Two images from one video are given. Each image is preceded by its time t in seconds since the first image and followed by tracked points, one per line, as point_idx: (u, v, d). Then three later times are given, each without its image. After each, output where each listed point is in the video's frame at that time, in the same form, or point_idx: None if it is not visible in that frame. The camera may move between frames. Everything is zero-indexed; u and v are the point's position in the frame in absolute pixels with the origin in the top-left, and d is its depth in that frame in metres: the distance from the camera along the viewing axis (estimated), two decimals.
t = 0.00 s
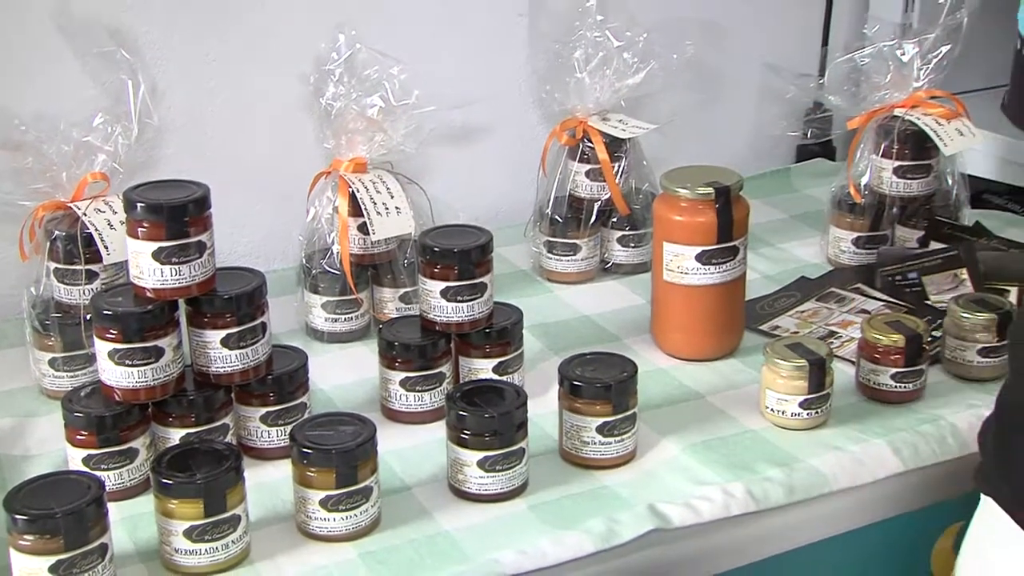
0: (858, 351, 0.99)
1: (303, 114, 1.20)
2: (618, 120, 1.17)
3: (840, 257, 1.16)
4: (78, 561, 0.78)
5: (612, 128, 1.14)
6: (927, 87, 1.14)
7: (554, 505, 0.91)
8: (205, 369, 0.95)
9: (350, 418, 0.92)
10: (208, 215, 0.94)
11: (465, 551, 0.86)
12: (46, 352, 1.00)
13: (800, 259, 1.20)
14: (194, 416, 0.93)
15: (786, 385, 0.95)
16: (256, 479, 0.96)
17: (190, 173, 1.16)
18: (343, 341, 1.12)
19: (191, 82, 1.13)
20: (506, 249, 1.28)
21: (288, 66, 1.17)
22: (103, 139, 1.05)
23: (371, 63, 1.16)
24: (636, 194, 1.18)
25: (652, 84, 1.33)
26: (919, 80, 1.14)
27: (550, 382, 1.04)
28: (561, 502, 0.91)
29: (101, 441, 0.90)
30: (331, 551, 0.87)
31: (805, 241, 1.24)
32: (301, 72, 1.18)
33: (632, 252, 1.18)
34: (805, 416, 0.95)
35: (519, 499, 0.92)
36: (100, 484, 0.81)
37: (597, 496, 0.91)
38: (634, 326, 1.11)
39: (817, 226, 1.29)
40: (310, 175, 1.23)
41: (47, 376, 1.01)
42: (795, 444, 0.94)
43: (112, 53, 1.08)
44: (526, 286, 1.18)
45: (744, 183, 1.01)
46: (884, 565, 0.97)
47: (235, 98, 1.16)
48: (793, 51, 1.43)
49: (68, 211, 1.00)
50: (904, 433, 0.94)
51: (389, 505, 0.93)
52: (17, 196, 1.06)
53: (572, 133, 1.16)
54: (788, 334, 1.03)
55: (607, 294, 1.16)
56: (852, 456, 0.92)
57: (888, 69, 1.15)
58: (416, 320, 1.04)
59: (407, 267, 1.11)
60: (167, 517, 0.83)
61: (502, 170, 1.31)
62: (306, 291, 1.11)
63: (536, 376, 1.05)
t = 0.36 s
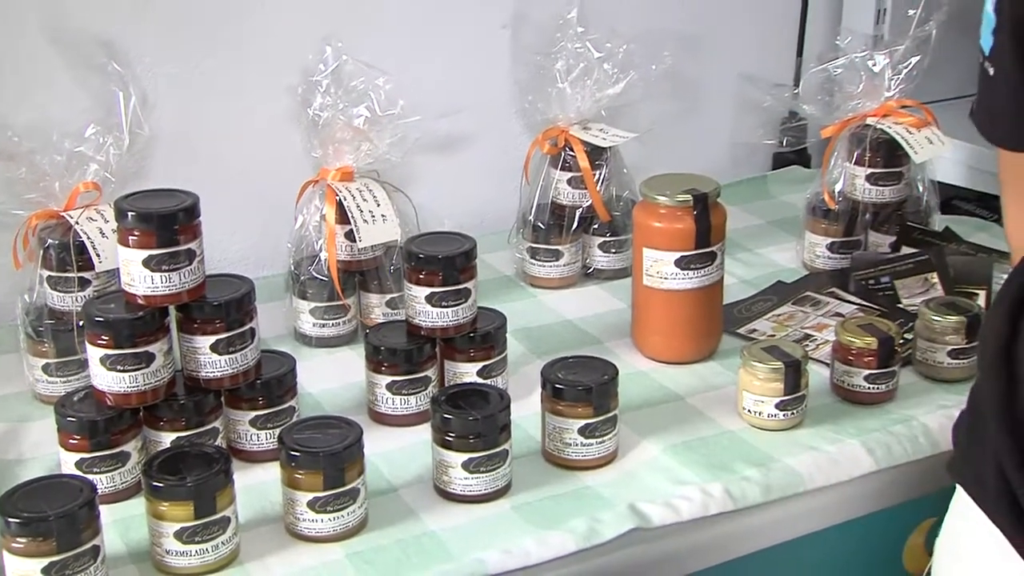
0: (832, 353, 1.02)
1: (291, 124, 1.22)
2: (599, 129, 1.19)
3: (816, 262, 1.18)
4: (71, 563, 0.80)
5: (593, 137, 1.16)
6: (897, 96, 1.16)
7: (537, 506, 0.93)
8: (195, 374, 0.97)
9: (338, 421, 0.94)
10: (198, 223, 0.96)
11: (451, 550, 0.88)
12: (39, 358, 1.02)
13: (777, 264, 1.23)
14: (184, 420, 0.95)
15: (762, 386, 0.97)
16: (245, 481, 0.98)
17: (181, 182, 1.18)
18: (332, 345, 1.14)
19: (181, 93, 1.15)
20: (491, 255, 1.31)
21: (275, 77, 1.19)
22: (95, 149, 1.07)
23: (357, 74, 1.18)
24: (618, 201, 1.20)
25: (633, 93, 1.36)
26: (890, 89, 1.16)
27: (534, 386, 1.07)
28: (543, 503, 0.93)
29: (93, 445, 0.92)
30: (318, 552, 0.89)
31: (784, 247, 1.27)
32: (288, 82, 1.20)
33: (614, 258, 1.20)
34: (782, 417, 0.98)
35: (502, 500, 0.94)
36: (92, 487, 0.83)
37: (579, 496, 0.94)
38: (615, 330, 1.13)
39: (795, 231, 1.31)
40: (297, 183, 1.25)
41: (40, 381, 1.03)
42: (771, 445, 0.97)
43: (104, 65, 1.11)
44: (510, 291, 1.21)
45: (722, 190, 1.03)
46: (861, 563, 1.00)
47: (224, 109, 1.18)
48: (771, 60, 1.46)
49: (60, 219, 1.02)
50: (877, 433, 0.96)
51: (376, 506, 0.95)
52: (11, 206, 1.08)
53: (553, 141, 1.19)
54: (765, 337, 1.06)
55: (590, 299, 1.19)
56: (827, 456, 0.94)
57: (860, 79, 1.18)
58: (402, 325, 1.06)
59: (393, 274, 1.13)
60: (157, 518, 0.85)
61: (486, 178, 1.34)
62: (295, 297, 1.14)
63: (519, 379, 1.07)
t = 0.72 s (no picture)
0: (809, 358, 1.04)
1: (280, 135, 1.24)
2: (581, 140, 1.22)
3: (793, 269, 1.21)
4: (65, 566, 0.82)
5: (576, 148, 1.19)
6: (870, 108, 1.20)
7: (521, 507, 0.95)
8: (188, 381, 0.99)
9: (326, 426, 0.96)
10: (189, 233, 0.99)
11: (437, 551, 0.90)
12: (35, 365, 1.04)
13: (757, 271, 1.25)
14: (177, 426, 0.97)
15: (741, 390, 1.00)
16: (236, 485, 1.01)
17: (174, 192, 1.21)
18: (321, 352, 1.16)
19: (174, 106, 1.18)
20: (477, 263, 1.33)
21: (265, 90, 1.22)
22: (89, 161, 1.10)
23: (345, 86, 1.21)
24: (600, 210, 1.24)
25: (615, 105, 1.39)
26: (864, 101, 1.19)
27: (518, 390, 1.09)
28: (527, 504, 0.96)
29: (87, 451, 0.94)
30: (308, 553, 0.91)
31: (764, 254, 1.30)
32: (278, 95, 1.22)
33: (597, 265, 1.23)
34: (760, 419, 1.00)
35: (488, 502, 0.97)
36: (86, 492, 0.85)
37: (563, 498, 0.96)
38: (598, 335, 1.16)
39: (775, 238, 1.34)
40: (287, 193, 1.27)
41: (36, 389, 1.05)
42: (750, 447, 0.99)
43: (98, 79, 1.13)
44: (495, 298, 1.23)
45: (701, 199, 1.06)
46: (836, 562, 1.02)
47: (215, 120, 1.20)
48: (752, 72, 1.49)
49: (55, 230, 1.04)
50: (852, 435, 0.99)
51: (365, 509, 0.97)
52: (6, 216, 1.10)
53: (538, 152, 1.21)
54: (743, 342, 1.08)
55: (573, 306, 1.21)
56: (804, 458, 0.97)
57: (834, 91, 1.21)
58: (390, 332, 1.08)
59: (381, 281, 1.15)
60: (150, 522, 0.87)
61: (472, 188, 1.36)
62: (285, 305, 1.16)
63: (504, 384, 1.09)
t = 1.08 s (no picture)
0: (790, 362, 1.07)
1: (273, 146, 1.27)
2: (568, 150, 1.25)
3: (774, 275, 1.23)
4: (63, 568, 0.84)
5: (562, 158, 1.23)
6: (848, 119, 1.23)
7: (509, 509, 0.98)
8: (184, 387, 1.01)
9: (319, 430, 0.99)
10: (185, 243, 1.01)
11: (427, 553, 0.92)
12: (35, 371, 1.06)
13: (740, 277, 1.28)
14: (173, 430, 1.00)
15: (723, 394, 1.02)
16: (232, 488, 1.03)
17: (170, 202, 1.23)
18: (315, 358, 1.19)
19: (171, 118, 1.20)
20: (466, 270, 1.36)
21: (259, 103, 1.24)
22: (88, 172, 1.13)
23: (337, 98, 1.24)
24: (586, 219, 1.27)
25: (602, 115, 1.42)
26: (841, 112, 1.22)
27: (507, 395, 1.12)
28: (515, 506, 0.98)
29: (85, 455, 0.96)
30: (301, 555, 0.94)
31: (748, 260, 1.32)
32: (272, 107, 1.25)
33: (583, 273, 1.26)
34: (742, 422, 1.03)
35: (477, 504, 0.99)
36: (84, 496, 0.87)
37: (550, 499, 0.98)
38: (585, 341, 1.18)
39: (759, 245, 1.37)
40: (280, 203, 1.30)
41: (36, 394, 1.07)
42: (733, 449, 1.02)
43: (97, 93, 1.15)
44: (483, 305, 1.26)
45: (685, 208, 1.08)
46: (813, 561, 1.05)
47: (211, 131, 1.23)
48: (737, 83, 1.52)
49: (55, 239, 1.06)
50: (832, 438, 1.01)
51: (357, 512, 0.99)
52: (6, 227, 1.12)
53: (526, 162, 1.25)
54: (726, 347, 1.11)
55: (560, 312, 1.24)
56: (785, 459, 0.99)
57: (813, 102, 1.24)
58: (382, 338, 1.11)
59: (372, 289, 1.18)
60: (147, 525, 0.89)
61: (461, 197, 1.39)
62: (279, 312, 1.18)
63: (494, 388, 1.12)
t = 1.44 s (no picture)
0: (771, 365, 1.10)
1: (266, 155, 1.29)
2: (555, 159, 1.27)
3: (756, 280, 1.26)
4: (61, 569, 0.86)
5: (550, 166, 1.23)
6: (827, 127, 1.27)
7: (498, 509, 1.00)
8: (179, 391, 1.04)
9: (311, 433, 1.01)
10: (180, 250, 1.03)
11: (417, 553, 0.94)
12: (33, 376, 1.09)
13: (723, 281, 1.31)
14: (169, 434, 1.02)
15: (706, 396, 1.05)
16: (226, 489, 1.05)
17: (165, 210, 1.26)
18: (308, 362, 1.21)
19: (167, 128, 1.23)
20: (456, 275, 1.38)
21: (252, 114, 1.27)
22: (86, 182, 1.15)
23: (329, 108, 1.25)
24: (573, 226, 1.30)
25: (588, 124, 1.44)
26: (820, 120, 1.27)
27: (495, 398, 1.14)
28: (503, 506, 1.00)
29: (83, 458, 0.99)
30: (295, 555, 0.95)
31: (732, 265, 1.35)
32: (264, 118, 1.27)
33: (569, 278, 1.29)
34: (725, 423, 1.05)
35: (467, 505, 1.01)
36: (82, 498, 0.89)
37: (537, 499, 1.01)
38: (572, 344, 1.21)
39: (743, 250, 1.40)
40: (273, 210, 1.33)
41: (35, 399, 1.10)
42: (716, 450, 1.04)
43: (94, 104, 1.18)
44: (472, 309, 1.28)
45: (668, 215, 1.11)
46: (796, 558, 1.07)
47: (205, 140, 1.25)
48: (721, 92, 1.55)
49: (53, 247, 1.09)
50: (812, 438, 1.04)
51: (349, 513, 1.01)
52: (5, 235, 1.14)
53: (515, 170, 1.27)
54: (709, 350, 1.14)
55: (547, 316, 1.26)
56: (766, 460, 1.02)
57: (793, 111, 1.29)
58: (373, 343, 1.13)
59: (364, 294, 1.19)
60: (144, 526, 0.91)
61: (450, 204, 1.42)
62: (273, 318, 1.21)
63: (482, 391, 1.14)
